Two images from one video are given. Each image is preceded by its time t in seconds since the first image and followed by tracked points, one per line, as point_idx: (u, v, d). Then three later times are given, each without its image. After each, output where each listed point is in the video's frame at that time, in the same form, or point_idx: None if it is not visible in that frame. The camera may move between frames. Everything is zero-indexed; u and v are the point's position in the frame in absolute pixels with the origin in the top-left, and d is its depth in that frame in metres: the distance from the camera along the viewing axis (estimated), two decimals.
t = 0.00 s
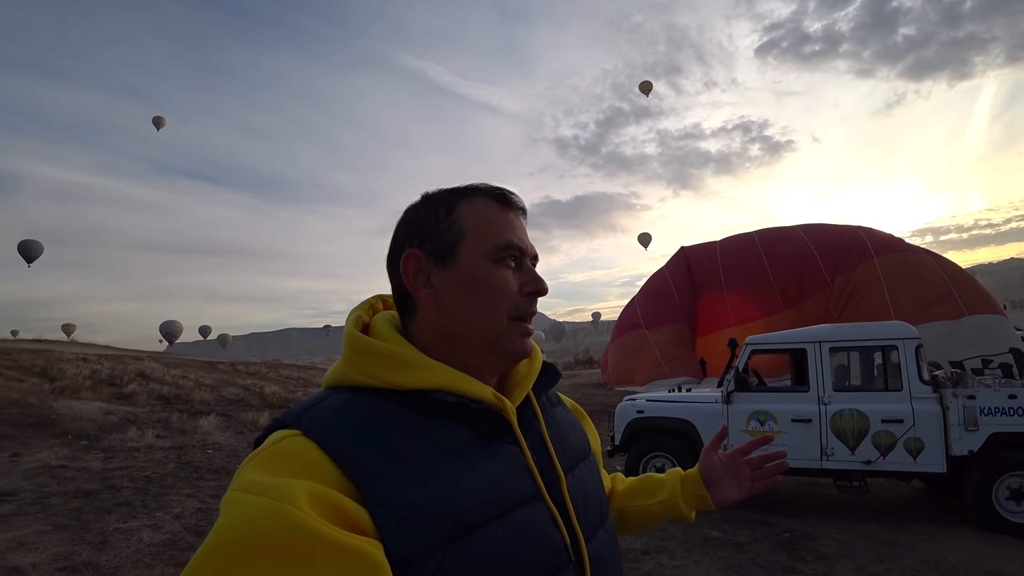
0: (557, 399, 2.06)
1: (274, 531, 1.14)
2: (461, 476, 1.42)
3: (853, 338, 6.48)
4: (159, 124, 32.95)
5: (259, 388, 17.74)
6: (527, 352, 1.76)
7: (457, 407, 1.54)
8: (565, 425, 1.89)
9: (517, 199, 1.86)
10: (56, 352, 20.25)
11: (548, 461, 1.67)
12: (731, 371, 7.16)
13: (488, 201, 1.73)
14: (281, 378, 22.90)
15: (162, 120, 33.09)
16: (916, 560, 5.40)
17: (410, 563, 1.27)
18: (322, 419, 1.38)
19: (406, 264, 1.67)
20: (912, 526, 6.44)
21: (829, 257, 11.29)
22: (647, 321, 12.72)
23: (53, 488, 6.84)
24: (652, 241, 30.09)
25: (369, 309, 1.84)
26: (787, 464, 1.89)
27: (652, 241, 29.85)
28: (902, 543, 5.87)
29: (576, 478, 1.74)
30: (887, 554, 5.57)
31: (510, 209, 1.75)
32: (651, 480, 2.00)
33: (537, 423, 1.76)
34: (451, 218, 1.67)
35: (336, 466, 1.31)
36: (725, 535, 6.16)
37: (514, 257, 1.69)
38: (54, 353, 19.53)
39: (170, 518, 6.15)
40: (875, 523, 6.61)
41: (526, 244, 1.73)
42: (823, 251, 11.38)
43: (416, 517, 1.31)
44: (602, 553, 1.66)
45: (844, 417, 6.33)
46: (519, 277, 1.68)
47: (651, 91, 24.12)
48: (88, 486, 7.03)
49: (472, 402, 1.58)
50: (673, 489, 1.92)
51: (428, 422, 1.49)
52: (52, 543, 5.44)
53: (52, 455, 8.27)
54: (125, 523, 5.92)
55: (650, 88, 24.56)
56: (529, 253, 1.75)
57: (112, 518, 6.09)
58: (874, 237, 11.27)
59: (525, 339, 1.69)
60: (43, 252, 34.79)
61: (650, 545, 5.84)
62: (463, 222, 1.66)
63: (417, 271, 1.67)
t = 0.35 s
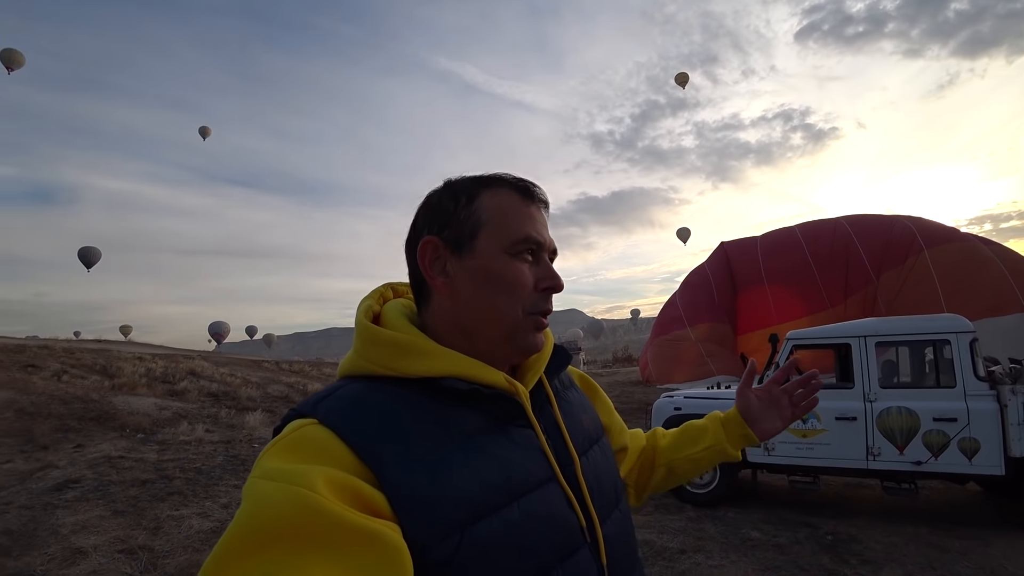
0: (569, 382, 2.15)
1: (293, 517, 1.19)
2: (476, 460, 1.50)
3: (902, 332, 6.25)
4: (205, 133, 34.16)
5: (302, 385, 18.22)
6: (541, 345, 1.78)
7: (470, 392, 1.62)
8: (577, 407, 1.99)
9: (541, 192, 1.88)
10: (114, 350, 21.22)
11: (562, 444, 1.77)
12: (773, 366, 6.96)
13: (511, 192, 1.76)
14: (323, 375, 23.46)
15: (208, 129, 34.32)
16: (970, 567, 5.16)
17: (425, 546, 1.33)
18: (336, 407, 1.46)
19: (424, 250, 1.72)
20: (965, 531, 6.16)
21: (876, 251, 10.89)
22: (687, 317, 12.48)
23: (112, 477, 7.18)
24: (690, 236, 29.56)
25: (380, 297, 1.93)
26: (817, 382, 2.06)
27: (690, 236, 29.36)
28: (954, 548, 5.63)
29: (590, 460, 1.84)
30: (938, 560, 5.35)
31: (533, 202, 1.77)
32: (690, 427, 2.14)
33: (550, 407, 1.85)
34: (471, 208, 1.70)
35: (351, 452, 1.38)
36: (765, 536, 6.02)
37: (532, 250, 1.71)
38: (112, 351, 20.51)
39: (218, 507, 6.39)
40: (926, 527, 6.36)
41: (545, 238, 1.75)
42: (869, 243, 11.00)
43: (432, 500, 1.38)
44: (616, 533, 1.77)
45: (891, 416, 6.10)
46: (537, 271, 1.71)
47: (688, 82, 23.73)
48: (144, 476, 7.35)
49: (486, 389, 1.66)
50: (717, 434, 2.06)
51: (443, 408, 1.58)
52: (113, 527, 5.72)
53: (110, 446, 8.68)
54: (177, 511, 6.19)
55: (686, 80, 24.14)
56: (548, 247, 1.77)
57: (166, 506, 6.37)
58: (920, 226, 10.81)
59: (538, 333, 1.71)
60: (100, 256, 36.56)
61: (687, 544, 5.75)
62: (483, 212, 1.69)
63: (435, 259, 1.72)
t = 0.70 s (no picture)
0: (603, 386, 2.14)
1: (330, 506, 1.21)
2: (509, 458, 1.50)
3: (941, 342, 6.06)
4: (239, 140, 35.08)
5: (328, 388, 18.46)
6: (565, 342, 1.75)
7: (502, 392, 1.62)
8: (611, 410, 1.97)
9: (551, 190, 1.87)
10: (148, 351, 21.84)
11: (595, 444, 1.75)
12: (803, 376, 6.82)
13: (515, 193, 1.77)
14: (349, 379, 23.74)
15: (242, 136, 35.25)
16: None
17: (458, 539, 1.34)
18: (373, 406, 1.49)
19: (439, 262, 1.78)
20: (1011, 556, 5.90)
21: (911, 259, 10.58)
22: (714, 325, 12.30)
23: (137, 475, 7.36)
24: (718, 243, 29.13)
25: (415, 305, 1.96)
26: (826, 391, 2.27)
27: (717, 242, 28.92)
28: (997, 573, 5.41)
29: (623, 461, 1.82)
30: None
31: (537, 199, 1.77)
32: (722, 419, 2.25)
33: (583, 409, 1.84)
34: (477, 215, 1.73)
35: (387, 449, 1.40)
36: (794, 553, 5.86)
37: (540, 247, 1.70)
38: (147, 352, 21.14)
39: (238, 507, 6.50)
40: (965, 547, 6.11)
41: (554, 233, 1.74)
42: (903, 251, 10.67)
43: (465, 495, 1.38)
44: (652, 536, 1.75)
45: (930, 429, 5.86)
46: (546, 267, 1.69)
47: (716, 87, 23.52)
48: (169, 474, 7.53)
49: (518, 389, 1.66)
50: (752, 419, 2.17)
51: (475, 407, 1.59)
52: (135, 524, 5.86)
53: (138, 445, 8.92)
54: (199, 510, 6.31)
55: (714, 85, 23.88)
56: (559, 242, 1.75)
57: (187, 504, 6.50)
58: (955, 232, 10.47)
59: (554, 329, 1.68)
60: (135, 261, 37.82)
61: (711, 559, 5.63)
62: (487, 217, 1.71)
63: (448, 268, 1.77)
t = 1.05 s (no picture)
0: (610, 403, 2.13)
1: (333, 513, 1.21)
2: (514, 472, 1.50)
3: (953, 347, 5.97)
4: (246, 146, 35.31)
5: (333, 393, 18.49)
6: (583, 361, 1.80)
7: (510, 406, 1.62)
8: (617, 428, 1.97)
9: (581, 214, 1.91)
10: (155, 356, 21.94)
11: (600, 461, 1.75)
12: (810, 382, 6.73)
13: (559, 212, 1.78)
14: (354, 384, 23.77)
15: (249, 142, 35.48)
16: None
17: (460, 552, 1.33)
18: (380, 415, 1.48)
19: (477, 265, 1.71)
20: None
21: (920, 263, 10.52)
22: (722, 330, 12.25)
23: (138, 481, 7.37)
24: (725, 247, 28.95)
25: (427, 315, 1.95)
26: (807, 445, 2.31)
27: (725, 246, 28.74)
28: None
29: (627, 479, 1.82)
30: None
31: (579, 222, 1.81)
32: (715, 461, 2.33)
33: (589, 425, 1.83)
34: (525, 225, 1.71)
35: (393, 459, 1.40)
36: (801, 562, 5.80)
37: (580, 270, 1.74)
38: (154, 357, 21.25)
39: (237, 514, 6.49)
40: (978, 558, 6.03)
41: (591, 258, 1.79)
42: (911, 256, 10.61)
43: (469, 509, 1.38)
44: (654, 554, 1.74)
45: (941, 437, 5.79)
46: (584, 290, 1.74)
47: (723, 91, 23.43)
48: (169, 480, 7.53)
49: (526, 402, 1.65)
50: (741, 463, 2.29)
51: (481, 420, 1.59)
52: (133, 531, 5.86)
53: (141, 450, 8.94)
54: (197, 517, 6.31)
55: (720, 88, 23.78)
56: (593, 267, 1.80)
57: (186, 511, 6.50)
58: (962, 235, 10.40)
59: (582, 349, 1.74)
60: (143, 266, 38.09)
61: (717, 569, 5.58)
62: (537, 231, 1.70)
63: (489, 272, 1.70)
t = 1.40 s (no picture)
0: (607, 411, 2.13)
1: (344, 518, 1.21)
2: (517, 477, 1.49)
3: (951, 354, 5.98)
4: (247, 145, 35.33)
5: (329, 393, 18.48)
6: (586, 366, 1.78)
7: (513, 411, 1.61)
8: (615, 436, 1.96)
9: (586, 216, 1.88)
10: (151, 354, 21.90)
11: (600, 468, 1.75)
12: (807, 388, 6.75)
13: (558, 216, 1.76)
14: (351, 385, 23.75)
15: (250, 142, 35.52)
16: None
17: (464, 557, 1.33)
18: (385, 416, 1.47)
19: (475, 273, 1.74)
20: None
21: (918, 269, 10.51)
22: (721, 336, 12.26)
23: (129, 479, 7.35)
24: (724, 252, 28.95)
25: (430, 316, 1.94)
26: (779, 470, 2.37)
27: (723, 250, 28.73)
28: None
29: (624, 487, 1.82)
30: None
31: (579, 225, 1.78)
32: (699, 480, 2.33)
33: (589, 432, 1.83)
34: (521, 232, 1.71)
35: (398, 461, 1.39)
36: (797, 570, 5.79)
37: (579, 273, 1.72)
38: (150, 354, 21.21)
39: (227, 514, 6.46)
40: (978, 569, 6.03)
41: (591, 261, 1.76)
42: (909, 262, 10.62)
43: (473, 514, 1.37)
44: (650, 562, 1.75)
45: (940, 444, 5.81)
46: (583, 293, 1.72)
47: (724, 97, 23.46)
48: (160, 479, 7.50)
49: (530, 409, 1.65)
50: (722, 481, 2.31)
51: (485, 424, 1.58)
52: (121, 530, 5.84)
53: (134, 448, 8.91)
54: (186, 516, 6.28)
55: (720, 94, 23.79)
56: (595, 270, 1.78)
57: (176, 510, 6.48)
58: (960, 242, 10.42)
59: (583, 353, 1.72)
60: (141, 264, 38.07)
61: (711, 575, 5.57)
62: (532, 235, 1.70)
63: (485, 280, 1.73)
